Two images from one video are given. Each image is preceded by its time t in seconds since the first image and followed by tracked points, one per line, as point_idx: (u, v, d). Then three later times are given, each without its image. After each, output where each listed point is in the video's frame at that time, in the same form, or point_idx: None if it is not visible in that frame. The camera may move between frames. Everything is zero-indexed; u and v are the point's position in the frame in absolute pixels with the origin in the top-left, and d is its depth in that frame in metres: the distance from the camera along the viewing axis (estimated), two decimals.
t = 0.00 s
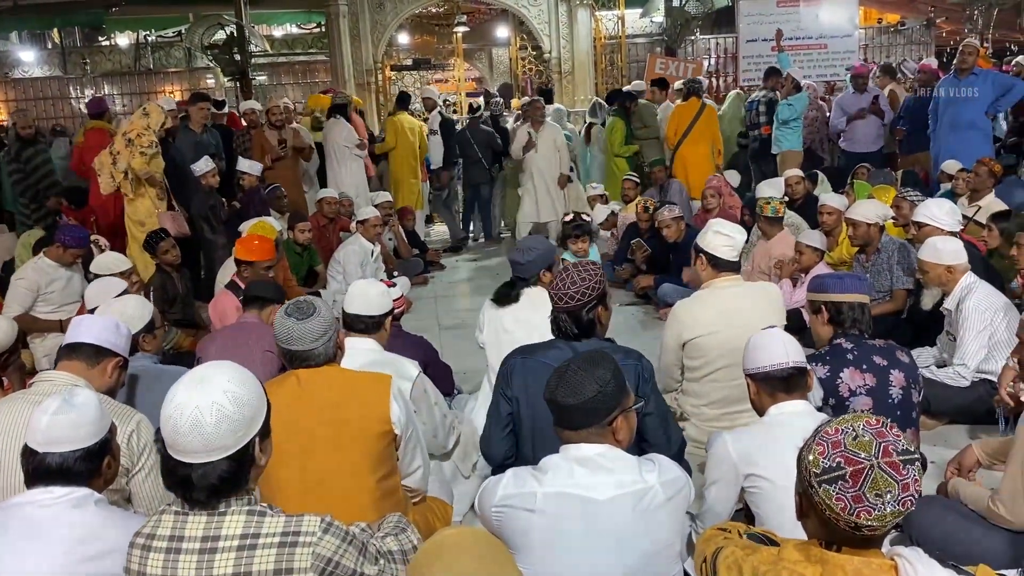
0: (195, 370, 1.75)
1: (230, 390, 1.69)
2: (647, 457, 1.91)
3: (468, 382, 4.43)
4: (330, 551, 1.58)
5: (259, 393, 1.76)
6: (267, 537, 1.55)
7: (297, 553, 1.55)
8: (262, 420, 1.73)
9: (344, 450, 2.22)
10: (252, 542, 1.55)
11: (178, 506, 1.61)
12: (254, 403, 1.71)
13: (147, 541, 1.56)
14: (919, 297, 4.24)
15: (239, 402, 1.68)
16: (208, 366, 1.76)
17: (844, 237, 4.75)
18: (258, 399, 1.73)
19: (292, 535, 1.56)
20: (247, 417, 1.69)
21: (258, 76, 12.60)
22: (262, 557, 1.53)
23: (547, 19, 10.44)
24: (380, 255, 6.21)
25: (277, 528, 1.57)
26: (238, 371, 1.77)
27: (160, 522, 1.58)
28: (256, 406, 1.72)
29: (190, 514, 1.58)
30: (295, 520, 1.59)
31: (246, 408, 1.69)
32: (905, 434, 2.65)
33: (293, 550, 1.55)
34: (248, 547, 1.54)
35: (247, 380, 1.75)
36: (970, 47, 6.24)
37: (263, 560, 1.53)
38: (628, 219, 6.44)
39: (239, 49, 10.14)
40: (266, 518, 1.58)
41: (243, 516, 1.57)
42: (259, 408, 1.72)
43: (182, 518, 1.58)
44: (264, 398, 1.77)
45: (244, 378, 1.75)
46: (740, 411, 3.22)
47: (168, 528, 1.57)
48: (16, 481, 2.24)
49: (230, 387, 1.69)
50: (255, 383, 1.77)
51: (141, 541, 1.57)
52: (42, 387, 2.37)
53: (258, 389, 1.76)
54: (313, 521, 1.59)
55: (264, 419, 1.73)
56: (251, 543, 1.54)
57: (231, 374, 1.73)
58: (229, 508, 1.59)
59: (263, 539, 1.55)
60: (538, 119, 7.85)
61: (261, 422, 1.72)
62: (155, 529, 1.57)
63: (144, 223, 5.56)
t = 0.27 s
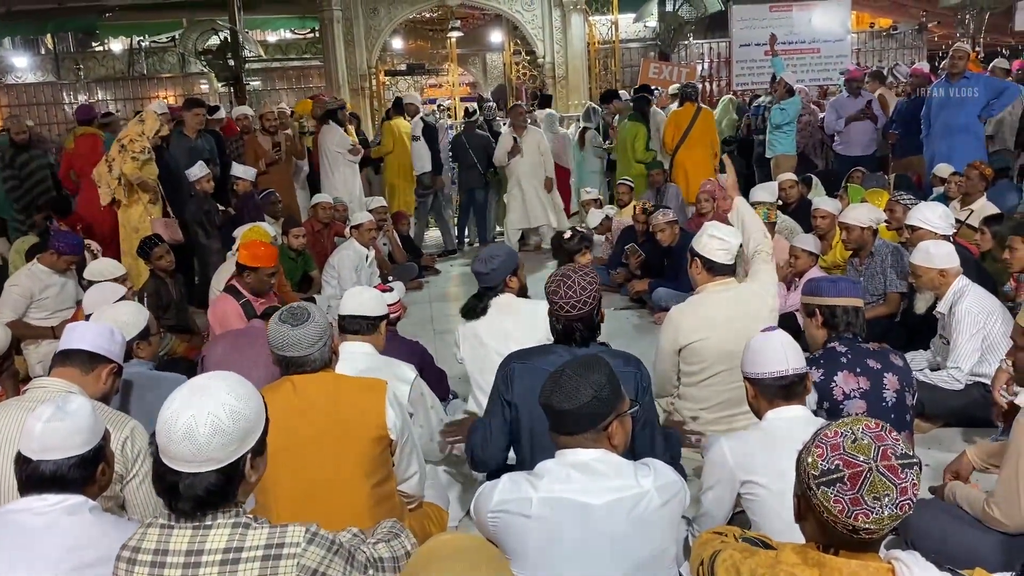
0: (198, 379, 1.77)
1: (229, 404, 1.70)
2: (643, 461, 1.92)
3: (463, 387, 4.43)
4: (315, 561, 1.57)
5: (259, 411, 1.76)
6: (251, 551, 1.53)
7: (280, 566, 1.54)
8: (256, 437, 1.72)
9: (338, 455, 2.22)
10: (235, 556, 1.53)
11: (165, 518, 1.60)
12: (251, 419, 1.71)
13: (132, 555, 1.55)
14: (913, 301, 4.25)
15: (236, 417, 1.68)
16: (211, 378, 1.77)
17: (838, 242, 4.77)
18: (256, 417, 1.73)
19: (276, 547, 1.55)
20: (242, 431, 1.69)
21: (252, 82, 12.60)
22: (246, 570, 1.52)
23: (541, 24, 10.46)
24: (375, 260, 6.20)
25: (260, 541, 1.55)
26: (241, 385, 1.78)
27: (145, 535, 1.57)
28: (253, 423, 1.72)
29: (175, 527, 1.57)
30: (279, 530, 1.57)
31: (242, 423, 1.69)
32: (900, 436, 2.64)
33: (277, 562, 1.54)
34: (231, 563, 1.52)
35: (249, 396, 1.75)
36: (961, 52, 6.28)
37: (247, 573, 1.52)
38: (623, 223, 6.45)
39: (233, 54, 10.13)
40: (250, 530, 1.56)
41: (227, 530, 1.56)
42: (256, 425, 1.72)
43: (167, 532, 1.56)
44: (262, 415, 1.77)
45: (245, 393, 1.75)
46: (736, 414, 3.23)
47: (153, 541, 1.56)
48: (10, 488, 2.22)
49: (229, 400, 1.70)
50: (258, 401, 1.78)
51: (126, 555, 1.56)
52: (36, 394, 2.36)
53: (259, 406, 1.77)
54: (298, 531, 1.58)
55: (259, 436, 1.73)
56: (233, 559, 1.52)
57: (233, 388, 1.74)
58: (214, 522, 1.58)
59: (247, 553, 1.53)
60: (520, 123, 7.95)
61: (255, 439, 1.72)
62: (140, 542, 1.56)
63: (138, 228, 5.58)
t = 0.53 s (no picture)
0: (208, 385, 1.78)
1: (235, 410, 1.69)
2: (641, 470, 1.91)
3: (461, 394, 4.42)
4: (314, 570, 1.54)
5: (267, 418, 1.75)
6: (251, 559, 1.52)
7: (282, 572, 1.52)
8: (263, 445, 1.71)
9: (335, 463, 2.22)
10: (237, 563, 1.52)
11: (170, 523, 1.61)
12: (258, 426, 1.71)
13: (135, 560, 1.54)
14: (909, 307, 4.26)
15: (242, 423, 1.68)
16: (222, 384, 1.77)
17: (833, 248, 4.78)
18: (264, 424, 1.72)
19: (277, 554, 1.54)
20: (248, 438, 1.69)
21: (249, 91, 12.61)
22: None
23: (537, 32, 10.48)
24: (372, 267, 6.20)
25: (261, 549, 1.54)
26: (251, 392, 1.77)
27: (148, 541, 1.56)
28: (260, 430, 1.71)
29: (179, 533, 1.57)
30: (280, 538, 1.56)
31: (248, 429, 1.68)
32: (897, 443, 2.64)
33: (278, 569, 1.52)
34: (232, 569, 1.51)
35: (257, 403, 1.75)
36: (955, 58, 6.30)
37: None
38: (619, 230, 6.46)
39: (230, 63, 10.13)
40: (251, 538, 1.55)
41: (230, 537, 1.55)
42: (262, 432, 1.71)
43: (170, 538, 1.56)
44: (270, 423, 1.76)
45: (254, 400, 1.75)
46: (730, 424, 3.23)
47: (156, 547, 1.55)
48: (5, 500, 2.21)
49: (237, 406, 1.70)
50: (267, 408, 1.77)
51: (130, 561, 1.54)
52: (31, 404, 2.36)
53: (267, 414, 1.76)
54: (298, 539, 1.57)
55: (266, 443, 1.72)
56: (235, 565, 1.51)
57: (242, 394, 1.73)
58: (218, 528, 1.57)
59: (248, 560, 1.52)
60: (506, 129, 7.95)
61: (262, 446, 1.71)
62: (143, 548, 1.55)
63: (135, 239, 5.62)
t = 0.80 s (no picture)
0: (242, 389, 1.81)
1: (260, 414, 1.71)
2: (640, 480, 1.91)
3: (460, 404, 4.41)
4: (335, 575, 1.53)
5: (294, 428, 1.76)
6: (272, 561, 1.51)
7: None
8: (285, 454, 1.72)
9: (335, 474, 2.21)
10: (257, 565, 1.51)
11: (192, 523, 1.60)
12: (281, 432, 1.71)
13: (152, 562, 1.53)
14: (909, 315, 4.25)
15: (265, 428, 1.69)
16: (255, 390, 1.80)
17: (832, 257, 4.78)
18: (288, 432, 1.73)
19: (297, 558, 1.53)
20: (271, 443, 1.70)
21: (248, 102, 12.65)
22: None
23: (535, 42, 10.49)
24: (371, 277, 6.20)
25: (280, 553, 1.53)
26: (282, 402, 1.79)
27: (168, 542, 1.56)
28: (283, 438, 1.72)
29: (200, 535, 1.57)
30: (300, 544, 1.55)
31: (271, 434, 1.69)
32: (897, 452, 2.64)
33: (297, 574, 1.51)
34: (253, 569, 1.50)
35: (285, 411, 1.76)
36: (952, 67, 6.32)
37: None
38: (618, 239, 6.46)
39: (228, 74, 10.14)
40: (272, 542, 1.55)
41: (251, 540, 1.55)
42: (286, 440, 1.72)
43: (190, 540, 1.56)
44: (297, 433, 1.76)
45: (282, 408, 1.76)
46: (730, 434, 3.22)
47: (175, 548, 1.55)
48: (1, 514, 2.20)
49: (264, 412, 1.72)
50: (295, 419, 1.78)
51: (146, 562, 1.54)
52: (28, 417, 2.35)
53: (294, 424, 1.77)
54: (317, 545, 1.55)
55: (288, 452, 1.73)
56: (255, 566, 1.51)
57: (270, 402, 1.75)
58: (239, 530, 1.57)
59: (268, 563, 1.51)
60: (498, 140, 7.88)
61: (283, 454, 1.71)
62: (162, 549, 1.55)
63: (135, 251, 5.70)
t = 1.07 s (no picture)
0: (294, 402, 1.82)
1: (278, 423, 1.70)
2: (641, 492, 1.91)
3: (462, 415, 4.41)
4: None
5: (314, 446, 1.71)
6: (289, 567, 1.55)
7: None
8: (291, 467, 1.68)
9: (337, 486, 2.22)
10: (274, 572, 1.54)
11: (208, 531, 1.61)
12: (293, 443, 1.69)
13: (168, 565, 1.56)
14: (909, 325, 4.25)
15: (272, 435, 1.68)
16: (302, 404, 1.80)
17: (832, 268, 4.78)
18: (303, 446, 1.70)
19: (312, 568, 1.56)
20: (278, 451, 1.68)
21: (250, 116, 12.71)
22: None
23: (535, 55, 10.53)
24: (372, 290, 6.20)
25: (297, 563, 1.56)
26: (316, 419, 1.77)
27: (185, 547, 1.58)
28: (294, 450, 1.68)
29: (217, 540, 1.59)
30: (314, 555, 1.58)
31: (277, 442, 1.68)
32: (898, 463, 2.63)
33: None
34: None
35: (310, 427, 1.73)
36: (950, 79, 6.34)
37: None
38: (619, 251, 6.47)
39: (230, 88, 10.20)
40: (288, 552, 1.58)
41: (269, 547, 1.58)
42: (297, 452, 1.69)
43: (207, 546, 1.58)
44: (317, 451, 1.72)
45: (309, 424, 1.73)
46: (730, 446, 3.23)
47: (192, 553, 1.57)
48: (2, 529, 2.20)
49: (281, 420, 1.71)
50: (321, 438, 1.74)
51: (162, 565, 1.56)
52: (30, 431, 2.35)
53: (317, 442, 1.72)
54: (331, 558, 1.58)
55: (297, 466, 1.69)
56: (273, 570, 1.54)
57: (299, 416, 1.73)
58: (258, 536, 1.59)
59: (285, 567, 1.54)
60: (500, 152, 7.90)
61: (290, 467, 1.68)
62: (179, 553, 1.57)
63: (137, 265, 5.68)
